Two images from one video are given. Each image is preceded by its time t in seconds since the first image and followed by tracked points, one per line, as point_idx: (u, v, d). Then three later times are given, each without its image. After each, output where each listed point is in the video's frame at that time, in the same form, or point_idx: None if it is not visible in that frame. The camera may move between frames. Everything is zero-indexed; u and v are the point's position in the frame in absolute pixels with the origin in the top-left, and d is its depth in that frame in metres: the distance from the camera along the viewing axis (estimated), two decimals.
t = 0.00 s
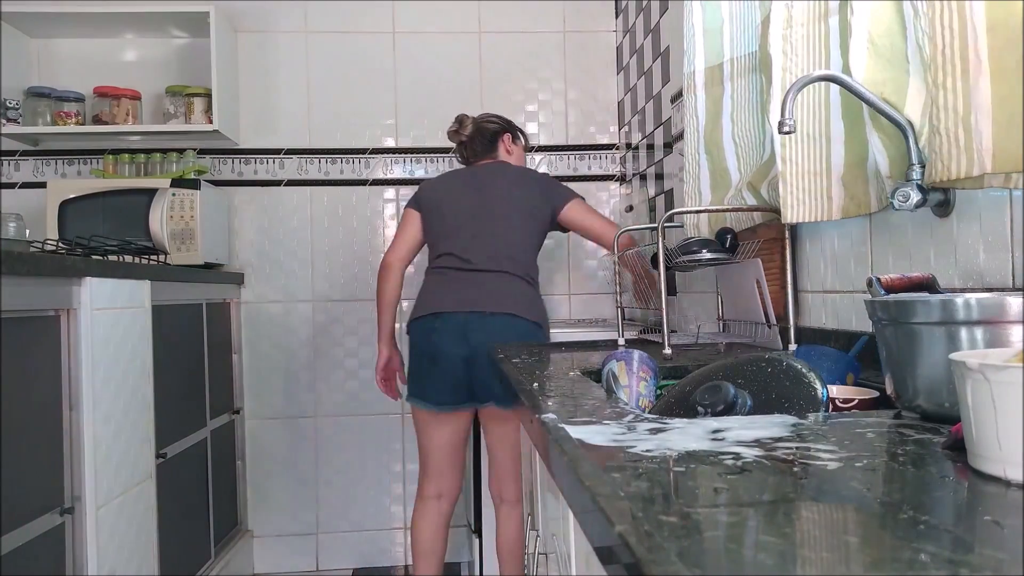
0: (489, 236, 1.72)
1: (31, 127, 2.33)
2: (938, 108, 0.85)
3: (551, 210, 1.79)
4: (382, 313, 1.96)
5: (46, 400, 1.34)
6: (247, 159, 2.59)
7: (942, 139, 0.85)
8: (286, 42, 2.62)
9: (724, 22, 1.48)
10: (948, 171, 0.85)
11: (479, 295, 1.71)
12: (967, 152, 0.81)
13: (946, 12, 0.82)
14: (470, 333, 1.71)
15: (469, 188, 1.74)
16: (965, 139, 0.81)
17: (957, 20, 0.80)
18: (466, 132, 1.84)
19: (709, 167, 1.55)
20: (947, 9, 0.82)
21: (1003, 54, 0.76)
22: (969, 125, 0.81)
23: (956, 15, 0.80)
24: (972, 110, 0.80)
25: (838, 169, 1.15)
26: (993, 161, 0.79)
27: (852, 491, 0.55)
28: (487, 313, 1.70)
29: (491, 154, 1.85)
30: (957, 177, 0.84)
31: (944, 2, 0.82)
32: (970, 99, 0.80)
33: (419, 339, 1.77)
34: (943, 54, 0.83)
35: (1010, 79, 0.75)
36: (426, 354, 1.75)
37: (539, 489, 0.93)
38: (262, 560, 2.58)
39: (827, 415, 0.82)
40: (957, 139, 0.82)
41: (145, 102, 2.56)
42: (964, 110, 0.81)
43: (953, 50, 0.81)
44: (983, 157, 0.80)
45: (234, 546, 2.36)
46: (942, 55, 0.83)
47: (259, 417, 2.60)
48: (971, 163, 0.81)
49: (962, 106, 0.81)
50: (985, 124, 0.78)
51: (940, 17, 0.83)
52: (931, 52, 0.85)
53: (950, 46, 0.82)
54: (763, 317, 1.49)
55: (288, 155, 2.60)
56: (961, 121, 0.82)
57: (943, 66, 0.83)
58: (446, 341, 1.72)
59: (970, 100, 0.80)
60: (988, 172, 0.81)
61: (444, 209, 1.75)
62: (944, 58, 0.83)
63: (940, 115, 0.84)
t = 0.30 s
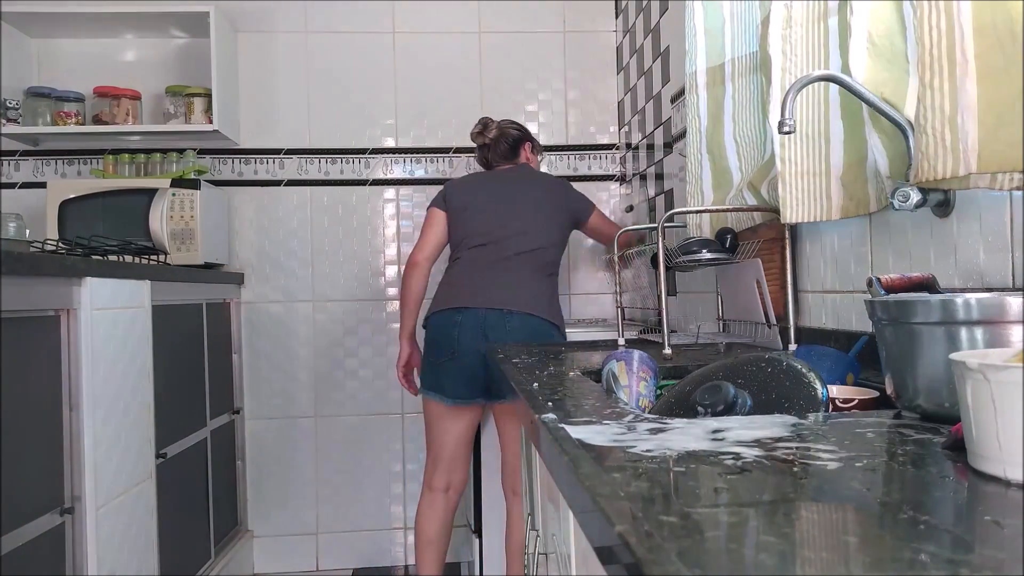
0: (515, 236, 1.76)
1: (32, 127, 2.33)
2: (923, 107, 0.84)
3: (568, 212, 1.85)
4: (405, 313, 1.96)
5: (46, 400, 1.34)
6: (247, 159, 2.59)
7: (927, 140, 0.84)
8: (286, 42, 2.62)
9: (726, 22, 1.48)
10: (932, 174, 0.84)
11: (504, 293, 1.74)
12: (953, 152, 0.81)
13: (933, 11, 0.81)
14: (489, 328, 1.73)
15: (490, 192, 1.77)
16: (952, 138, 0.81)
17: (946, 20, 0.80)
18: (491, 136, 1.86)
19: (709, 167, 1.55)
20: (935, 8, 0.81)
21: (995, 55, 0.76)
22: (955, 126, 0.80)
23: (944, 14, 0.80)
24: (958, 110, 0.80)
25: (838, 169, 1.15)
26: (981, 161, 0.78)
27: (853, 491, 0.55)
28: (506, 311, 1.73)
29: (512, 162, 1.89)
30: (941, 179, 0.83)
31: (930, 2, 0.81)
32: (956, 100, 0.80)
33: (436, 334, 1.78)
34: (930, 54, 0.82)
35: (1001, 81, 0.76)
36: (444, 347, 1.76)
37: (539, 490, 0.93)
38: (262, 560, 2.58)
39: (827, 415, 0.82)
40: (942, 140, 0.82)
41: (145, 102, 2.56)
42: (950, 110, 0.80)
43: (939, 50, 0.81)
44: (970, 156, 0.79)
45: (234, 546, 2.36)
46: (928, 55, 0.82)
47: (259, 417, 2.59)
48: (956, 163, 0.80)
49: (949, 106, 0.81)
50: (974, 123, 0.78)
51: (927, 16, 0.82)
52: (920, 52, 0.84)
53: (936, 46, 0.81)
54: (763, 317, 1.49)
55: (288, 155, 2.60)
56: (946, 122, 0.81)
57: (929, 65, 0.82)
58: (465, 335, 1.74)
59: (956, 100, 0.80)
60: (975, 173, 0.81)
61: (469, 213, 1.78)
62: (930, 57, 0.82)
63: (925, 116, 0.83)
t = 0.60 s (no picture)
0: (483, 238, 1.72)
1: (32, 127, 2.33)
2: (930, 108, 0.84)
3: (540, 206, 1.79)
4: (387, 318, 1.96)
5: (45, 400, 1.34)
6: (247, 159, 2.59)
7: (933, 139, 0.85)
8: (286, 42, 2.62)
9: (727, 23, 1.48)
10: (938, 173, 0.85)
11: (471, 297, 1.71)
12: (958, 153, 0.81)
13: (938, 12, 0.82)
14: (465, 337, 1.71)
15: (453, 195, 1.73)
16: (958, 139, 0.81)
17: (952, 20, 0.80)
18: (456, 127, 1.88)
19: (711, 167, 1.54)
20: (940, 9, 0.82)
21: (999, 55, 0.76)
22: (961, 126, 0.81)
23: (949, 14, 0.80)
24: (963, 110, 0.80)
25: (840, 169, 1.15)
26: (987, 161, 0.79)
27: (853, 491, 0.55)
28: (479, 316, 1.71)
29: (478, 150, 1.88)
30: (947, 179, 0.84)
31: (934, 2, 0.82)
32: (962, 100, 0.80)
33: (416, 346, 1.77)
34: (935, 54, 0.83)
35: (1005, 81, 0.75)
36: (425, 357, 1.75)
37: (539, 490, 0.93)
38: (262, 560, 2.58)
39: (827, 415, 0.82)
40: (948, 140, 0.82)
41: (145, 102, 2.56)
42: (956, 110, 0.81)
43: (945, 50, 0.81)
44: (976, 157, 0.79)
45: (234, 546, 2.36)
46: (934, 55, 0.83)
47: (259, 417, 2.59)
48: (962, 164, 0.81)
49: (955, 105, 0.81)
50: (980, 124, 0.78)
51: (933, 16, 0.83)
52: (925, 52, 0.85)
53: (941, 46, 0.82)
54: (763, 317, 1.49)
55: (288, 155, 2.60)
56: (952, 121, 0.81)
57: (936, 66, 0.83)
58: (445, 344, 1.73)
59: (962, 99, 0.80)
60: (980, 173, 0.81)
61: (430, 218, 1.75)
62: (936, 57, 0.83)
63: (932, 116, 0.84)
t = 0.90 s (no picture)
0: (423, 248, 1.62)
1: (31, 127, 2.33)
2: (930, 108, 0.84)
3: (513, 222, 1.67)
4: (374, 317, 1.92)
5: (46, 400, 1.34)
6: (247, 159, 2.59)
7: (932, 140, 0.84)
8: (287, 42, 2.62)
9: (728, 22, 1.48)
10: (936, 174, 0.84)
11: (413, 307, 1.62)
12: (958, 153, 0.81)
13: (938, 12, 0.82)
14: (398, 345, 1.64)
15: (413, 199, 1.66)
16: (958, 139, 0.81)
17: (951, 20, 0.80)
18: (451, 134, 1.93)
19: (713, 167, 1.54)
20: (940, 10, 0.82)
21: (1000, 55, 0.76)
22: (962, 127, 0.80)
23: (949, 15, 0.80)
24: (965, 110, 0.80)
25: (843, 168, 1.15)
26: (988, 162, 0.79)
27: (853, 491, 0.55)
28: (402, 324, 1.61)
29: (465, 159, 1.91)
30: (946, 180, 0.83)
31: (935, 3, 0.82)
32: (963, 100, 0.80)
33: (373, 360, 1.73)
34: (936, 54, 0.83)
35: (1007, 81, 0.76)
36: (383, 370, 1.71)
37: (539, 489, 0.93)
38: (262, 560, 2.58)
39: (827, 415, 0.82)
40: (948, 141, 0.82)
41: (145, 102, 2.56)
42: (957, 110, 0.81)
43: (945, 50, 0.81)
44: (977, 157, 0.79)
45: (234, 546, 2.36)
46: (935, 56, 0.83)
47: (259, 417, 2.59)
48: (963, 164, 0.80)
49: (955, 105, 0.81)
50: (981, 124, 0.78)
51: (932, 17, 0.83)
52: (926, 53, 0.85)
53: (942, 47, 0.82)
54: (763, 317, 1.49)
55: (288, 155, 2.60)
56: (953, 121, 0.81)
57: (936, 66, 0.83)
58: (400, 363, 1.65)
59: (963, 99, 0.80)
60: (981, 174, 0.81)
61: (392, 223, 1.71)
62: (936, 57, 0.82)
63: (932, 117, 0.84)
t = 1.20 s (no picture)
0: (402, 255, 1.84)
1: (31, 127, 2.33)
2: (929, 108, 0.84)
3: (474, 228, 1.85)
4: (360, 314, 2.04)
5: (45, 400, 1.34)
6: (247, 159, 2.59)
7: (932, 139, 0.84)
8: (287, 42, 2.62)
9: (730, 23, 1.48)
10: (935, 174, 0.84)
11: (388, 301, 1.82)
12: (958, 153, 0.81)
13: (937, 12, 0.82)
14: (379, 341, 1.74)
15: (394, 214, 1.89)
16: (957, 139, 0.81)
17: (950, 21, 0.80)
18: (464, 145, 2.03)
19: (716, 167, 1.55)
20: (939, 11, 0.82)
21: (999, 55, 0.76)
22: (961, 127, 0.80)
23: (949, 15, 0.81)
24: (964, 110, 0.80)
25: (845, 169, 1.15)
26: (986, 162, 0.79)
27: (853, 490, 0.55)
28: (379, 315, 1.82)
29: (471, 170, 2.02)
30: (946, 180, 0.83)
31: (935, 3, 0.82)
32: (963, 100, 0.80)
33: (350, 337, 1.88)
34: (935, 55, 0.83)
35: (1005, 81, 0.76)
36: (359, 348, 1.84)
37: (539, 488, 0.93)
38: (262, 560, 2.58)
39: (828, 416, 0.82)
40: (947, 141, 0.82)
41: (145, 102, 2.56)
42: (956, 109, 0.81)
43: (944, 50, 0.81)
44: (976, 156, 0.79)
45: (234, 546, 2.36)
46: (934, 56, 0.83)
47: (259, 417, 2.60)
48: (962, 164, 0.81)
49: (954, 105, 0.81)
50: (981, 124, 0.78)
51: (932, 17, 0.83)
52: (925, 53, 0.85)
53: (941, 47, 0.82)
54: (763, 318, 1.49)
55: (288, 155, 2.60)
56: (952, 121, 0.81)
57: (935, 66, 0.83)
58: (372, 337, 1.81)
59: (962, 100, 0.80)
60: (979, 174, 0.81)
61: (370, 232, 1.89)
62: (936, 57, 0.82)
63: (932, 118, 0.84)
